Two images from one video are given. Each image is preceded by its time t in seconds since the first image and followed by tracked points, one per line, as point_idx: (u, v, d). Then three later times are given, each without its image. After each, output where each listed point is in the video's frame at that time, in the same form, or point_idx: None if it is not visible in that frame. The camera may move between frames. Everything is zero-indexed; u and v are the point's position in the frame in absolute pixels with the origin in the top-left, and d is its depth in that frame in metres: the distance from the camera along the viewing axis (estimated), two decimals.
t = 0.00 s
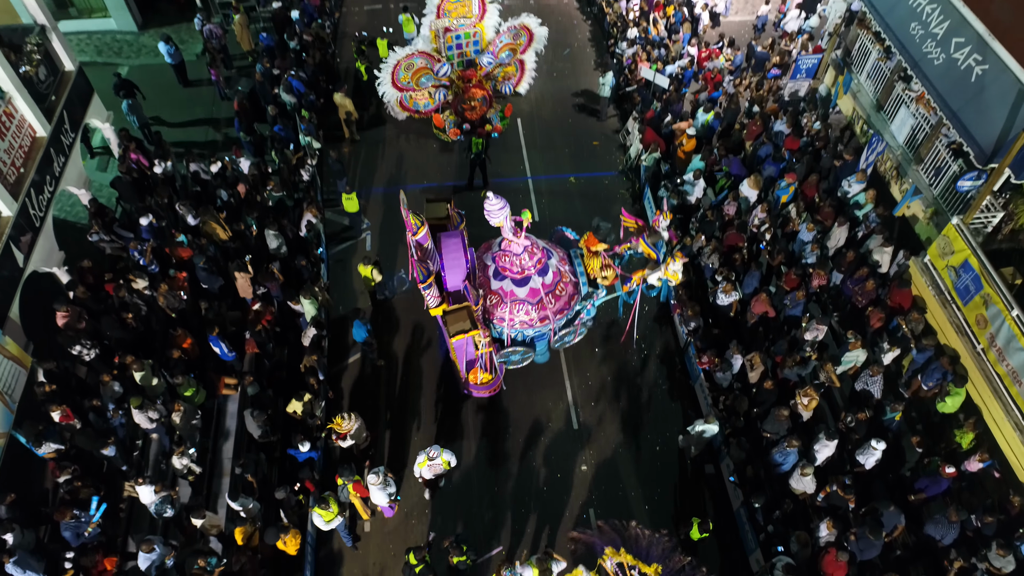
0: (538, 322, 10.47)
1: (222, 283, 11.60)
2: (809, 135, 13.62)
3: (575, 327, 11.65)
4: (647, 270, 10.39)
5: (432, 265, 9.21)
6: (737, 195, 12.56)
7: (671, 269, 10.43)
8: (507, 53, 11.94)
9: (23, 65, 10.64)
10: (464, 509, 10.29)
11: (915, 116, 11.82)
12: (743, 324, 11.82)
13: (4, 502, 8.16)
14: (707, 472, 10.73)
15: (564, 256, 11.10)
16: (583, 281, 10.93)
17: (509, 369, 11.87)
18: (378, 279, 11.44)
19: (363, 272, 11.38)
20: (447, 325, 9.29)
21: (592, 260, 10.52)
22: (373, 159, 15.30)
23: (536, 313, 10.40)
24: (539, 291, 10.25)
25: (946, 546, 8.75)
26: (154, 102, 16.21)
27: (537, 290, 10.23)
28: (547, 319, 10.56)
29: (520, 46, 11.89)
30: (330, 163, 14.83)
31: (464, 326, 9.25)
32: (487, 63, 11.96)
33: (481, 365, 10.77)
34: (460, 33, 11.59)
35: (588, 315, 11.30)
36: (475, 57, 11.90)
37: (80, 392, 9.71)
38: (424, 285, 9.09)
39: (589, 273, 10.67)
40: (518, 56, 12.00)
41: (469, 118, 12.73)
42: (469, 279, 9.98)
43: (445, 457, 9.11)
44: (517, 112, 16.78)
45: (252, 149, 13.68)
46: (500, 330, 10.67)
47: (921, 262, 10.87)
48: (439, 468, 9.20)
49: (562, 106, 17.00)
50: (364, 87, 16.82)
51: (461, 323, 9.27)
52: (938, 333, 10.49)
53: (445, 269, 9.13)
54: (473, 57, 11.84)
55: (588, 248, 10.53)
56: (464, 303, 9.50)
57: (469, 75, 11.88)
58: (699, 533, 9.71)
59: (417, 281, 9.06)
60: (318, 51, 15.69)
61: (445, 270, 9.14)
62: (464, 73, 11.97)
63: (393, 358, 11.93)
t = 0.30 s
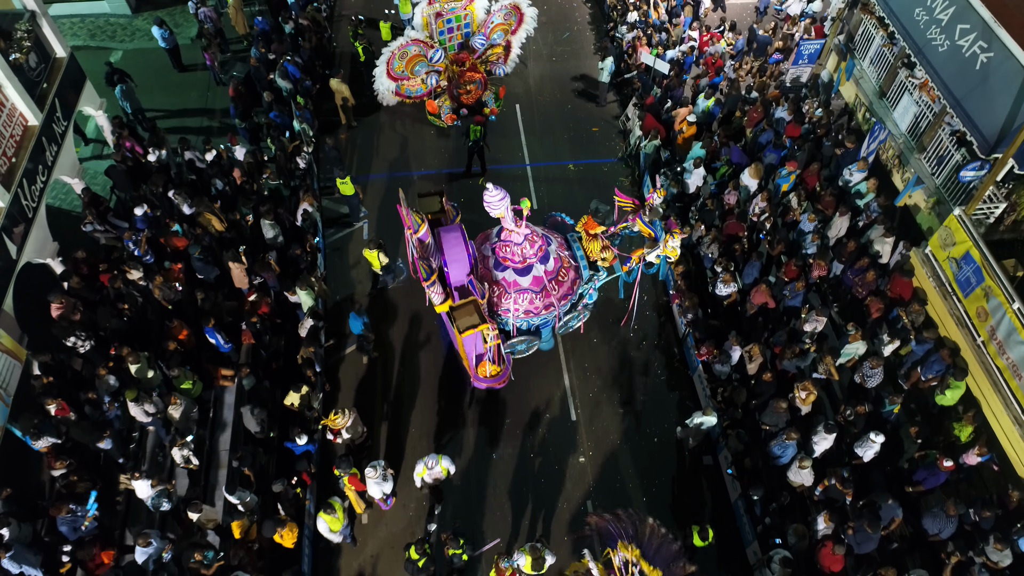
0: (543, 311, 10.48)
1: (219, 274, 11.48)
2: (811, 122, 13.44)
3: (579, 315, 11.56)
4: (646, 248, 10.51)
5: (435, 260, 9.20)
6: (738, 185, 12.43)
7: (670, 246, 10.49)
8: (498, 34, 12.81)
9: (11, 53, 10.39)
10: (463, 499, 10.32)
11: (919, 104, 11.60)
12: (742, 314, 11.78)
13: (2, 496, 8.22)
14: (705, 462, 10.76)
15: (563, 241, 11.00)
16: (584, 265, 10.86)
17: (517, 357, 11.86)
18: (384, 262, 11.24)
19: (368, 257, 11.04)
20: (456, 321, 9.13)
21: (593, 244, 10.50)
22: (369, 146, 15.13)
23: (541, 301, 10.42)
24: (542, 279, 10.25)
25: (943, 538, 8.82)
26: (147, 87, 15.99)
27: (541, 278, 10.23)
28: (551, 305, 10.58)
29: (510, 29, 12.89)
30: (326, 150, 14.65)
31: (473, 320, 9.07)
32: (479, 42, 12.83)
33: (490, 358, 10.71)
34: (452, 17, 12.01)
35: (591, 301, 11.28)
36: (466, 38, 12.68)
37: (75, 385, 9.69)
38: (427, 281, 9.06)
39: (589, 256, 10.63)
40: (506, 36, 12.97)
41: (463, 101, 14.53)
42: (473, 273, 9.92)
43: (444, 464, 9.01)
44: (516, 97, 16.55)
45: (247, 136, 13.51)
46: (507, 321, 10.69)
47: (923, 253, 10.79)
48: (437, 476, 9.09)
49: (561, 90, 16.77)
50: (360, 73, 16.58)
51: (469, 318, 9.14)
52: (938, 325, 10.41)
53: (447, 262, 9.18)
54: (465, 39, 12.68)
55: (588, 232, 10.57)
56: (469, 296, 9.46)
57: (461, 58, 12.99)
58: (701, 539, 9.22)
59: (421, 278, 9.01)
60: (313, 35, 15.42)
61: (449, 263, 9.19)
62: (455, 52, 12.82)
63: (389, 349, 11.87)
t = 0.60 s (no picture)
0: (549, 314, 10.53)
1: (215, 280, 11.40)
2: (810, 127, 13.36)
3: (583, 314, 11.64)
4: (641, 244, 10.29)
5: (438, 275, 9.03)
6: (737, 192, 12.37)
7: (666, 238, 10.11)
8: (492, 35, 13.44)
9: (6, 59, 10.29)
10: (460, 509, 10.24)
11: (919, 110, 11.50)
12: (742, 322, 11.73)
13: None
14: (704, 471, 10.69)
15: (559, 243, 10.86)
16: (584, 265, 10.76)
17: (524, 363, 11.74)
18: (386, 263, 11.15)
19: (374, 260, 11.00)
20: (466, 335, 9.29)
21: (592, 244, 10.56)
22: (367, 150, 15.06)
23: (546, 305, 10.46)
24: (545, 283, 10.24)
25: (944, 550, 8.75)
26: (143, 91, 15.92)
27: (544, 283, 10.21)
28: (556, 308, 10.65)
29: (502, 28, 13.55)
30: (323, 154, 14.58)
31: (483, 332, 9.26)
32: (474, 44, 13.36)
33: (500, 367, 10.42)
34: (448, 20, 12.30)
35: (592, 297, 11.37)
36: (462, 42, 13.11)
37: (69, 393, 9.63)
38: (433, 298, 8.88)
39: (589, 257, 10.65)
40: (498, 34, 13.65)
41: (463, 105, 14.35)
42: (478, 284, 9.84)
43: (444, 486, 8.79)
44: (514, 101, 16.47)
45: (244, 141, 13.44)
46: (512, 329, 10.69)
47: (923, 261, 10.76)
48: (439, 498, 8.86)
49: (560, 94, 16.70)
50: (358, 77, 16.51)
51: (479, 331, 9.29)
52: (939, 334, 10.34)
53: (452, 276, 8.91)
54: (462, 42, 13.12)
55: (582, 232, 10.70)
56: (476, 308, 9.40)
57: (460, 62, 13.48)
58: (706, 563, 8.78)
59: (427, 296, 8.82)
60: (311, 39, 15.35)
61: (454, 278, 8.92)
62: (452, 56, 13.27)
63: (385, 357, 11.80)
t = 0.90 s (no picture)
0: (553, 317, 10.52)
1: (211, 287, 11.33)
2: (810, 133, 13.30)
3: (585, 318, 11.58)
4: (637, 239, 10.51)
5: (444, 288, 9.21)
6: (736, 199, 12.33)
7: (663, 232, 10.45)
8: (490, 36, 13.04)
9: None
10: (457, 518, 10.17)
11: (919, 116, 11.42)
12: (741, 329, 11.67)
13: None
14: (703, 480, 10.62)
15: (557, 245, 10.98)
16: (582, 266, 10.89)
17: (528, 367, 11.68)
18: (389, 262, 11.31)
19: (374, 259, 11.10)
20: (477, 345, 9.01)
21: (591, 242, 10.78)
22: (365, 155, 14.99)
23: (550, 309, 10.45)
24: (548, 286, 10.25)
25: (945, 561, 8.68)
26: (140, 95, 15.85)
27: (546, 286, 10.22)
28: (559, 311, 10.66)
29: (501, 28, 13.10)
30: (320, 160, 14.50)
31: (493, 341, 9.00)
32: (473, 46, 13.00)
33: (510, 374, 10.48)
34: (447, 24, 12.03)
35: (594, 294, 11.40)
36: (462, 45, 12.84)
37: (63, 403, 9.56)
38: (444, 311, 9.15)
39: (589, 257, 10.87)
40: (496, 34, 13.24)
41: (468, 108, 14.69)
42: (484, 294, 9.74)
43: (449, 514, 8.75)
44: (513, 105, 16.40)
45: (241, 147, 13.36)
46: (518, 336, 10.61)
47: (923, 269, 10.67)
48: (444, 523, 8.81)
49: (558, 98, 16.63)
50: (356, 82, 16.45)
51: (490, 340, 9.02)
52: (939, 342, 10.27)
53: (458, 289, 9.06)
54: (460, 44, 12.75)
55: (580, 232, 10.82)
56: (483, 318, 9.29)
57: (461, 65, 13.33)
58: None
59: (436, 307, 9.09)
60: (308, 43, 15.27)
61: (459, 293, 9.06)
62: (453, 59, 12.99)
63: (381, 365, 11.72)
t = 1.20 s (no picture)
0: (558, 320, 10.53)
1: (206, 295, 11.25)
2: (810, 139, 13.25)
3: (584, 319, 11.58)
4: (632, 235, 10.95)
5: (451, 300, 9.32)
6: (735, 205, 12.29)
7: (657, 227, 10.76)
8: (489, 37, 13.11)
9: None
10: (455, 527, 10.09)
11: (920, 123, 11.35)
12: (741, 336, 11.61)
13: None
14: (702, 489, 10.54)
15: (555, 247, 11.18)
16: (581, 266, 11.08)
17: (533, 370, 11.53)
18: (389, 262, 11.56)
19: (375, 258, 11.42)
20: (487, 353, 9.02)
21: (589, 242, 11.10)
22: (362, 161, 14.90)
23: (554, 312, 10.46)
24: (551, 290, 10.29)
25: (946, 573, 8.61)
26: (137, 99, 15.77)
27: (549, 289, 10.27)
28: (563, 313, 10.66)
29: (498, 28, 13.18)
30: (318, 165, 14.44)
31: (504, 348, 9.00)
32: (472, 48, 13.01)
33: (519, 380, 10.13)
34: (446, 26, 11.91)
35: (594, 294, 11.38)
36: (462, 48, 12.75)
37: (57, 412, 9.49)
38: (454, 321, 9.22)
39: (587, 256, 11.18)
40: (493, 35, 13.31)
41: (473, 111, 14.77)
42: (490, 302, 9.77)
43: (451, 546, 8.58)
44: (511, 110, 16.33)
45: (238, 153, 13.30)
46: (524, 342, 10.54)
47: (924, 277, 10.58)
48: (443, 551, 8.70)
49: (556, 102, 16.56)
50: (354, 86, 16.39)
51: (500, 347, 9.05)
52: (939, 351, 10.19)
53: (466, 300, 9.30)
54: (460, 47, 12.69)
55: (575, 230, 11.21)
56: (492, 327, 9.30)
57: (463, 68, 13.21)
58: None
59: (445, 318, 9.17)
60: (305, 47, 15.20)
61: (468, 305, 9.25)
62: (455, 63, 12.86)
63: (378, 373, 11.64)
